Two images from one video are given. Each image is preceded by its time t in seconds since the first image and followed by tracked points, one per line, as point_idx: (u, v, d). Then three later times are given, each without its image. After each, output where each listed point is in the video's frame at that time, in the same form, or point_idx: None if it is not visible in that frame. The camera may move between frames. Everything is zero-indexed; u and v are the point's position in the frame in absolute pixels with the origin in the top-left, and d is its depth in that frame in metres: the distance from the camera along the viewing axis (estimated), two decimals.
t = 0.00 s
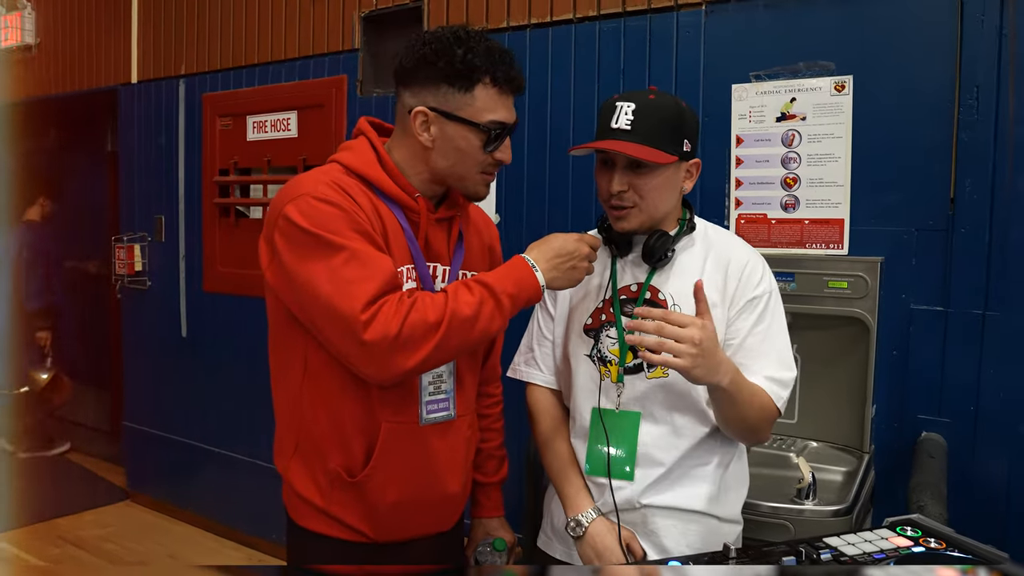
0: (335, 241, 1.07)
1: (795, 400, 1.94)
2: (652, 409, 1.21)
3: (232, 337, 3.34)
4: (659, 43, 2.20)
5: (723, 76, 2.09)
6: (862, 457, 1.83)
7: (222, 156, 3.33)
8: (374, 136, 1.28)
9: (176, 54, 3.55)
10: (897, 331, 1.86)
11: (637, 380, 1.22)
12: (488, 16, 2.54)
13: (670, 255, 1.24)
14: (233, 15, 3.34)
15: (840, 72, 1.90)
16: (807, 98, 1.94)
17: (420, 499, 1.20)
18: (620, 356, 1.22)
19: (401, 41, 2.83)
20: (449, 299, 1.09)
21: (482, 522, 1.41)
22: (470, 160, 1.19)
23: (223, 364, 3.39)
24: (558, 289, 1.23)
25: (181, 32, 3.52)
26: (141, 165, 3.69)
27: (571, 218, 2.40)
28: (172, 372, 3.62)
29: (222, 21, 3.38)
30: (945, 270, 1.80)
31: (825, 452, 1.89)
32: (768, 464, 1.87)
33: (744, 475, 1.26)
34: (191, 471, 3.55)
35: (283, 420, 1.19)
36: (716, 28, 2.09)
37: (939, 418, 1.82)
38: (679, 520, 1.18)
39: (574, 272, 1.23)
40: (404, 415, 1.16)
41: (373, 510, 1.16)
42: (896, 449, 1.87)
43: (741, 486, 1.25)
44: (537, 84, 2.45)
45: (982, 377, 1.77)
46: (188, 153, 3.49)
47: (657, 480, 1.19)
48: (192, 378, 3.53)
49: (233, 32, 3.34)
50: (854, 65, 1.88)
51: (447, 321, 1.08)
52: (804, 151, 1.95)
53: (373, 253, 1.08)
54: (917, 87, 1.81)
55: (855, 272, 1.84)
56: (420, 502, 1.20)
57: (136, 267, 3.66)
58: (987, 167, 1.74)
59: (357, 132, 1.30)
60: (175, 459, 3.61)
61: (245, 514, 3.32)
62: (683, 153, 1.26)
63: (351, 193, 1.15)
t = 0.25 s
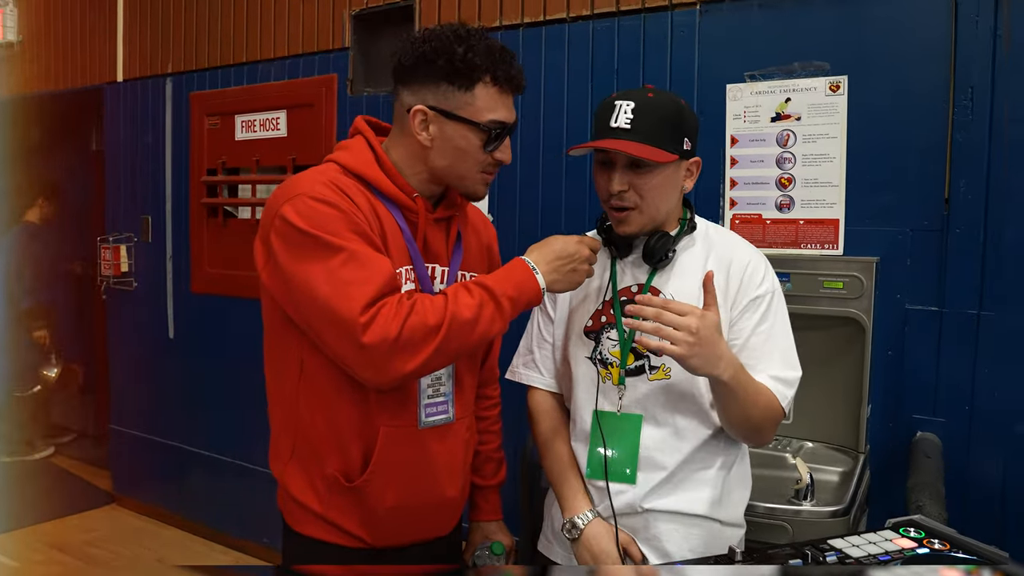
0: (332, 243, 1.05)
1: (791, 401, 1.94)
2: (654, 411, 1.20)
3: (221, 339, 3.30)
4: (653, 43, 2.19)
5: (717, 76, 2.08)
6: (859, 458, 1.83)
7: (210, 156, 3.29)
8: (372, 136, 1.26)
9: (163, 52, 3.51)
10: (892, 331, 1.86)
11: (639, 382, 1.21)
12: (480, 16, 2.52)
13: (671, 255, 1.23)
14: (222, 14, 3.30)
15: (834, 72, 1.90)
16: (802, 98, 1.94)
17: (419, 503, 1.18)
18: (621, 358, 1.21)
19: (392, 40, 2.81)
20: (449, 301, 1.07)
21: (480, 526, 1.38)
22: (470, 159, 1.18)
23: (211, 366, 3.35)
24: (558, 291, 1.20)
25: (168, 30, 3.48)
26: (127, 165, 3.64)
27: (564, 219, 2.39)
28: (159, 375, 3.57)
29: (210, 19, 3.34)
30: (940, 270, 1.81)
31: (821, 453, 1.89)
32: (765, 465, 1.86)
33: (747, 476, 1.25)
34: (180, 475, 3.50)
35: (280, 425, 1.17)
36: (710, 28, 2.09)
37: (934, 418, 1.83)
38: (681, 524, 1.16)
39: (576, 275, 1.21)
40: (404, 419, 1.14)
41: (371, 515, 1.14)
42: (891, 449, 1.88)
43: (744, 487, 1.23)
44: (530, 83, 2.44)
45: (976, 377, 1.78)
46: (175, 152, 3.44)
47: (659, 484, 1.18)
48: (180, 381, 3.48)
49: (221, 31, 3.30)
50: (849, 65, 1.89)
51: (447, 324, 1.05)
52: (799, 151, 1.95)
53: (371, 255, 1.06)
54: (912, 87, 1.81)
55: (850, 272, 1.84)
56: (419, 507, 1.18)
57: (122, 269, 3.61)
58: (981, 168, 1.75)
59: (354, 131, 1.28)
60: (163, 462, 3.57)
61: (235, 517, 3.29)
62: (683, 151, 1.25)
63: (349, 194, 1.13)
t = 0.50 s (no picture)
0: (326, 242, 1.02)
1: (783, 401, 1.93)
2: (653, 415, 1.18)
3: (205, 340, 3.25)
4: (645, 42, 2.18)
5: (709, 75, 2.07)
6: (851, 458, 1.83)
7: (194, 154, 3.24)
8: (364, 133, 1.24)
9: (146, 49, 3.45)
10: (884, 331, 1.86)
11: (638, 386, 1.19)
12: (470, 13, 2.50)
13: (670, 256, 1.22)
14: (206, 10, 3.25)
15: (827, 72, 1.90)
16: (794, 98, 1.93)
17: (414, 507, 1.15)
18: (620, 362, 1.20)
19: (380, 37, 2.78)
20: (445, 302, 1.05)
21: (473, 530, 1.38)
22: (464, 158, 1.16)
23: (194, 368, 3.30)
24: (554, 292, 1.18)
25: (151, 26, 3.43)
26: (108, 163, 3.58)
27: (555, 218, 2.37)
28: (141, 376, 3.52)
29: (194, 15, 3.29)
30: (932, 270, 1.81)
31: (814, 453, 1.88)
32: (757, 466, 1.85)
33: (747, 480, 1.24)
34: (162, 477, 3.45)
35: (269, 428, 1.14)
36: (702, 27, 2.08)
37: (926, 418, 1.83)
38: (683, 529, 1.15)
39: (573, 275, 1.18)
40: (398, 422, 1.12)
41: (365, 521, 1.12)
42: (882, 449, 1.87)
43: (744, 491, 1.22)
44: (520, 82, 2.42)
45: (967, 377, 1.78)
46: (158, 151, 3.39)
47: (659, 488, 1.16)
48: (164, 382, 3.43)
49: (206, 27, 3.25)
50: (841, 65, 1.88)
51: (443, 326, 1.03)
52: (791, 150, 1.94)
53: (366, 254, 1.04)
54: (904, 88, 1.81)
55: (843, 273, 1.85)
56: (414, 511, 1.16)
57: (104, 269, 3.55)
58: (973, 169, 1.75)
59: (346, 128, 1.25)
60: (145, 464, 3.51)
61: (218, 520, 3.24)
62: (683, 150, 1.24)
63: (342, 192, 1.11)
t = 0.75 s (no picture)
0: (316, 244, 0.99)
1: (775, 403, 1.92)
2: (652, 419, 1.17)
3: (188, 342, 3.20)
4: (635, 41, 2.16)
5: (700, 75, 2.06)
6: (843, 460, 1.83)
7: (177, 154, 3.18)
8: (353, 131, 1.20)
9: (127, 46, 3.39)
10: (876, 333, 1.86)
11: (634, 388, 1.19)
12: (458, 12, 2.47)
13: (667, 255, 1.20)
14: (189, 7, 3.20)
15: (819, 73, 1.89)
16: (786, 99, 1.92)
17: (406, 516, 1.13)
18: (615, 363, 1.20)
19: (367, 36, 2.75)
20: (439, 305, 1.03)
21: (465, 537, 1.34)
22: (454, 155, 1.12)
23: (177, 371, 3.24)
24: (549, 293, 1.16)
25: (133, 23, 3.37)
26: (89, 161, 3.52)
27: (545, 219, 2.35)
28: (123, 379, 3.46)
29: (177, 12, 3.23)
30: (924, 272, 1.80)
31: (806, 455, 1.87)
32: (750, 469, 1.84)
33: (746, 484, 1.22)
34: (143, 481, 3.39)
35: (257, 435, 1.10)
36: (693, 27, 2.06)
37: (917, 419, 1.82)
38: (681, 535, 1.13)
39: (568, 275, 1.16)
40: (390, 428, 1.09)
41: (357, 530, 1.09)
42: (874, 451, 1.87)
43: (744, 496, 1.21)
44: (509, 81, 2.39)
45: (959, 378, 1.78)
46: (140, 149, 3.33)
47: (657, 495, 1.14)
48: (145, 386, 3.37)
49: (188, 25, 3.20)
50: (833, 66, 1.87)
51: (437, 329, 1.01)
52: (783, 151, 1.93)
53: (358, 257, 1.01)
54: (896, 89, 1.80)
55: (835, 274, 1.85)
56: (406, 520, 1.13)
57: (84, 270, 3.48)
58: (965, 170, 1.75)
59: (335, 126, 1.22)
60: (126, 468, 3.45)
61: (202, 525, 3.19)
62: (682, 150, 1.22)
63: (332, 193, 1.08)
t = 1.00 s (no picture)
0: (310, 246, 0.97)
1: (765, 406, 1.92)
2: (650, 424, 1.16)
3: (170, 345, 3.15)
4: (625, 42, 2.15)
5: (690, 76, 2.05)
6: (834, 462, 1.82)
7: (159, 154, 3.13)
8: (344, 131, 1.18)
9: (107, 44, 3.34)
10: (866, 334, 1.86)
11: (632, 395, 1.17)
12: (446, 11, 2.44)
13: (663, 261, 1.18)
14: (171, 4, 3.15)
15: (809, 74, 1.89)
16: (776, 100, 1.92)
17: (399, 524, 1.10)
18: (614, 370, 1.18)
19: (353, 35, 2.72)
20: (435, 308, 1.01)
21: (457, 544, 1.32)
22: (449, 158, 1.11)
23: (159, 374, 3.19)
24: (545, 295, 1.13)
25: (113, 21, 3.31)
26: (69, 161, 3.46)
27: (534, 221, 2.33)
28: (103, 383, 3.40)
29: (157, 10, 3.18)
30: (913, 274, 1.81)
31: (797, 457, 1.87)
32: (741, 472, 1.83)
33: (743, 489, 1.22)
34: (124, 486, 3.33)
35: (246, 442, 1.08)
36: (683, 28, 2.06)
37: (907, 420, 1.82)
38: (681, 542, 1.12)
39: (564, 277, 1.14)
40: (382, 434, 1.07)
41: (349, 539, 1.06)
42: (865, 453, 1.87)
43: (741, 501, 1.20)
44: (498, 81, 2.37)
45: (949, 380, 1.78)
46: (120, 149, 3.28)
47: (656, 501, 1.13)
48: (127, 390, 3.32)
49: (170, 22, 3.15)
50: (823, 67, 1.87)
51: (434, 333, 0.99)
52: (773, 153, 1.93)
53: (352, 259, 0.99)
54: (886, 91, 1.81)
55: (826, 276, 1.85)
56: (399, 528, 1.10)
57: (64, 271, 3.42)
58: (954, 172, 1.75)
59: (325, 127, 1.19)
60: (107, 473, 3.39)
61: (184, 529, 3.14)
62: (675, 151, 1.19)
63: (324, 194, 1.05)
